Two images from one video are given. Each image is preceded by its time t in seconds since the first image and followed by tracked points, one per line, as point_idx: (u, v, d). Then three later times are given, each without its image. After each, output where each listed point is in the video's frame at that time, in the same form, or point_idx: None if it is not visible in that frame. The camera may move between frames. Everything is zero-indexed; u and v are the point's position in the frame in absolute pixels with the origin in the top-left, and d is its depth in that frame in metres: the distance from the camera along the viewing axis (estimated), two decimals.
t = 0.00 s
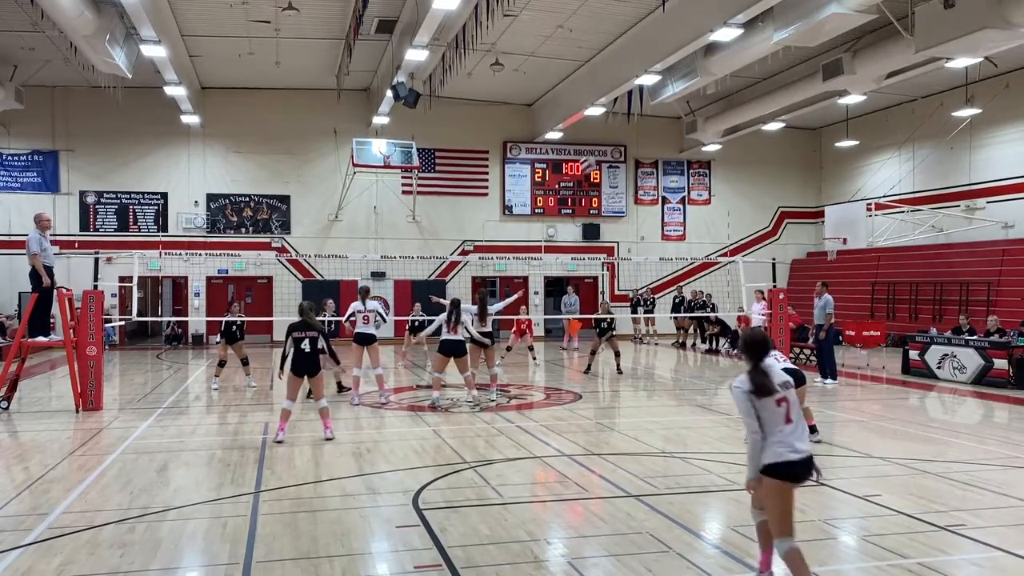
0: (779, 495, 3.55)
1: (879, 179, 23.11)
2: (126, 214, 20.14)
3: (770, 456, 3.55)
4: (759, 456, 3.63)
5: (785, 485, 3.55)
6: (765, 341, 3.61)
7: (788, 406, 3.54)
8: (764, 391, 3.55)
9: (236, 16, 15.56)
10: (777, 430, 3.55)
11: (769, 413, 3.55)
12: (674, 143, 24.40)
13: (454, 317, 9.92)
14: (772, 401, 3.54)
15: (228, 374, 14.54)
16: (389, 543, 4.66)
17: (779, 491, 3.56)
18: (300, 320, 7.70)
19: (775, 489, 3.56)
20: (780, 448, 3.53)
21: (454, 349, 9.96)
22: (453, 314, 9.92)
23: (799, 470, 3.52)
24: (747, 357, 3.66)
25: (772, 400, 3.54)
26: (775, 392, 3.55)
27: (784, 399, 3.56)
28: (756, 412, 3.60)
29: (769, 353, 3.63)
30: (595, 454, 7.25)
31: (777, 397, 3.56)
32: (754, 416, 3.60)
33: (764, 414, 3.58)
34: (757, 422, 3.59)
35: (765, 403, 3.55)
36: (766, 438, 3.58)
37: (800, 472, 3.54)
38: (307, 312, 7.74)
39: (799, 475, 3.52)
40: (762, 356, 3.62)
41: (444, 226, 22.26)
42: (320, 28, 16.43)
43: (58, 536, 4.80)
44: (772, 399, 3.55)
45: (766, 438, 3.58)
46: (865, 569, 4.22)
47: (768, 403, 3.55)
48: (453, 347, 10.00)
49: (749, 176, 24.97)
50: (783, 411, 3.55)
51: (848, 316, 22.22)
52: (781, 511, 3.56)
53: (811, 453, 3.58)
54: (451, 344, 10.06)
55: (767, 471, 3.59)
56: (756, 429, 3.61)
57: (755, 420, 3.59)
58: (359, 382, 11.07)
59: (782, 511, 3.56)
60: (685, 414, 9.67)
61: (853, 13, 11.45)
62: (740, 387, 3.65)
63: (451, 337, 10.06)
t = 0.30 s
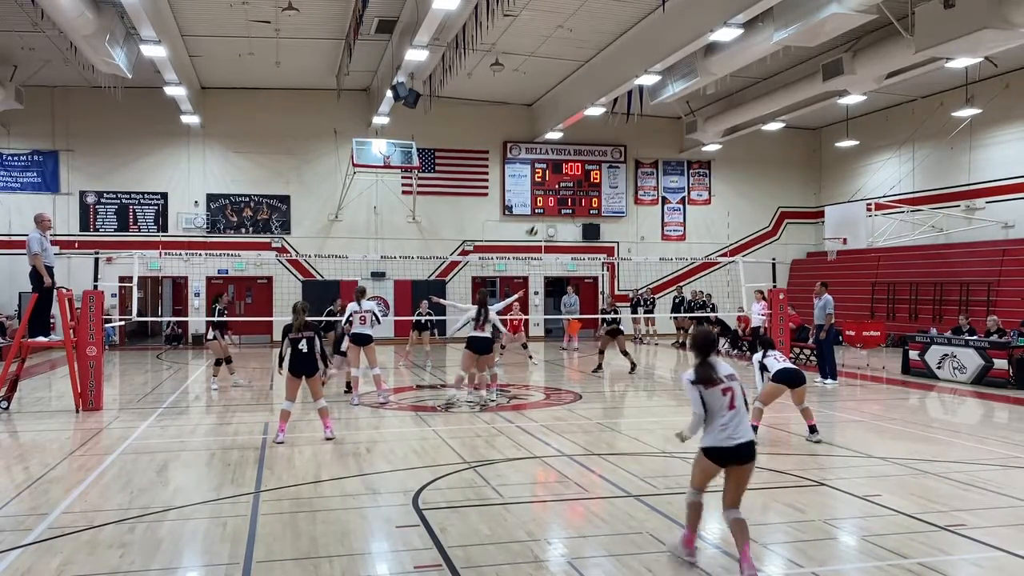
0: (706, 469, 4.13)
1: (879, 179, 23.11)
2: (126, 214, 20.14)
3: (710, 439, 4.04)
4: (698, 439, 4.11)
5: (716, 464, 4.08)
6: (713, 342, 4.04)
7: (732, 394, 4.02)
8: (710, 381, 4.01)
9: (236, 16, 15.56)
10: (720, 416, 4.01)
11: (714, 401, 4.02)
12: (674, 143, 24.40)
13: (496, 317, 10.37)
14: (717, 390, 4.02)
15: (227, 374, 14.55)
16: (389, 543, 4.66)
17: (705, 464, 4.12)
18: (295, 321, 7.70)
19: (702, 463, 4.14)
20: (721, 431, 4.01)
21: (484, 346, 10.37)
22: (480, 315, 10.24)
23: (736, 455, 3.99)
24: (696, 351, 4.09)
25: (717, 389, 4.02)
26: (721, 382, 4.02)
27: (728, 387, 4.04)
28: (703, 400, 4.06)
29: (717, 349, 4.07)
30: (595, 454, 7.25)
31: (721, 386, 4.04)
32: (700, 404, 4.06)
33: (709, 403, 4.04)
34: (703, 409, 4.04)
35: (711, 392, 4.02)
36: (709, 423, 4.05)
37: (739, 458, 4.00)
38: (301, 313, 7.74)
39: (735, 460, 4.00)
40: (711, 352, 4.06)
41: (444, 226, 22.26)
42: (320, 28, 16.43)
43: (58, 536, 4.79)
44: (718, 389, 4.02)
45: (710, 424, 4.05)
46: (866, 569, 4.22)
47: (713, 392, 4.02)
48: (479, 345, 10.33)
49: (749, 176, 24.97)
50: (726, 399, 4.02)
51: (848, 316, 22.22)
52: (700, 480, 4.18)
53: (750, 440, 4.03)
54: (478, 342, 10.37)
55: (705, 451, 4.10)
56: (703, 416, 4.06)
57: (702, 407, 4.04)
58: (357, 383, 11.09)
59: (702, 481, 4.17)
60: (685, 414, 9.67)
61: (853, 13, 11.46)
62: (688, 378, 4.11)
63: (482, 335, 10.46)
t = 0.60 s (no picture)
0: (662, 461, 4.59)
1: (879, 179, 23.12)
2: (126, 214, 20.14)
3: (663, 431, 4.59)
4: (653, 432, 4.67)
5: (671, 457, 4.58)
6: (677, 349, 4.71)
7: (685, 394, 4.61)
8: (667, 381, 4.66)
9: (236, 16, 15.57)
10: (674, 411, 4.60)
11: (669, 397, 4.64)
12: (674, 143, 24.40)
13: (522, 319, 10.10)
14: (672, 388, 4.63)
15: (227, 374, 14.55)
16: (389, 543, 4.66)
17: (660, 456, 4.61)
18: (295, 320, 7.65)
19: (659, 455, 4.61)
20: (673, 426, 4.57)
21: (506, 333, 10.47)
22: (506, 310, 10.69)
23: (685, 448, 4.52)
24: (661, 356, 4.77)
25: (672, 388, 4.64)
26: (676, 382, 4.65)
27: (682, 387, 4.65)
28: (658, 398, 4.70)
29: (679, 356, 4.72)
30: (595, 454, 7.24)
31: (676, 386, 4.65)
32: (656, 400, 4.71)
33: (663, 400, 4.66)
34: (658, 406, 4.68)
35: (666, 390, 4.65)
36: (663, 416, 4.65)
37: (689, 451, 4.54)
38: (302, 313, 7.70)
39: (686, 452, 4.54)
40: (674, 359, 4.71)
41: (444, 226, 22.26)
42: (320, 28, 16.43)
43: (57, 537, 4.79)
44: (672, 387, 4.64)
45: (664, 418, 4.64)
46: (866, 569, 4.22)
47: (668, 390, 4.65)
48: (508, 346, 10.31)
49: (749, 176, 24.97)
50: (679, 397, 4.62)
51: (848, 316, 22.22)
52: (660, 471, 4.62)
53: (700, 437, 4.57)
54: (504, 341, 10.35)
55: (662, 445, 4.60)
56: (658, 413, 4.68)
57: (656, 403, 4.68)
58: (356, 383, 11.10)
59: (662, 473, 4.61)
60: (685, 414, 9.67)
61: (853, 13, 11.45)
62: (650, 379, 4.79)
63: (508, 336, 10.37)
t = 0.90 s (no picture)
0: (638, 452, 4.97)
1: (879, 179, 23.12)
2: (126, 214, 20.14)
3: (650, 430, 4.90)
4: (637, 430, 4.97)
5: (653, 452, 4.93)
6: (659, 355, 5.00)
7: (669, 396, 4.91)
8: (652, 385, 4.93)
9: (236, 16, 15.57)
10: (660, 413, 4.90)
11: (654, 400, 4.92)
12: (674, 143, 24.40)
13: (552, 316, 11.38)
14: (657, 391, 4.91)
15: (227, 374, 14.54)
16: (389, 543, 4.66)
17: (641, 449, 4.96)
18: (317, 322, 7.68)
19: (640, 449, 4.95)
20: (659, 426, 4.88)
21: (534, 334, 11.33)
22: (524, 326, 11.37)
23: (670, 445, 4.87)
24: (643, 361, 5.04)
25: (657, 391, 4.92)
26: (661, 386, 4.93)
27: (665, 390, 4.95)
28: (643, 400, 4.97)
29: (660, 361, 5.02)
30: (595, 454, 7.25)
31: (661, 389, 4.95)
32: (640, 402, 4.99)
33: (649, 403, 4.94)
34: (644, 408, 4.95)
35: (651, 393, 4.93)
36: (648, 417, 4.94)
37: (673, 448, 4.88)
38: (327, 315, 7.71)
39: (670, 449, 4.89)
40: (655, 364, 5.00)
41: (444, 226, 22.26)
42: (320, 28, 16.43)
43: (58, 537, 4.79)
44: (657, 390, 4.93)
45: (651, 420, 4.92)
46: (866, 569, 4.22)
47: (654, 393, 4.93)
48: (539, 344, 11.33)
49: (749, 176, 24.97)
50: (664, 399, 4.91)
51: (848, 316, 22.22)
52: (632, 461, 4.98)
53: (683, 435, 4.91)
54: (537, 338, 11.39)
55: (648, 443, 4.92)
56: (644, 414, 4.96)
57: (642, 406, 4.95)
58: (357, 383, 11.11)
59: (632, 462, 4.98)
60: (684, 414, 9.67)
61: (853, 13, 11.45)
62: (634, 383, 5.06)
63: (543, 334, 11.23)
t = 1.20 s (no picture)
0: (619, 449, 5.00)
1: (879, 179, 23.12)
2: (126, 214, 20.14)
3: (626, 423, 4.99)
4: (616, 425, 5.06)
5: (632, 446, 4.99)
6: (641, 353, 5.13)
7: (646, 390, 5.00)
8: (631, 380, 5.05)
9: (236, 16, 15.57)
10: (637, 407, 4.99)
11: (632, 394, 5.03)
12: (674, 143, 24.41)
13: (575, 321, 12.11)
14: (635, 385, 5.02)
15: (227, 374, 14.55)
16: (390, 543, 4.66)
17: (621, 444, 5.01)
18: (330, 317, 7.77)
19: (620, 443, 5.01)
20: (635, 419, 4.96)
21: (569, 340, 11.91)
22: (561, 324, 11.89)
23: (647, 437, 4.93)
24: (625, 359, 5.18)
25: (635, 386, 5.03)
26: (639, 380, 5.04)
27: (645, 385, 5.04)
28: (623, 396, 5.08)
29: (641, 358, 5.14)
30: (595, 454, 7.25)
31: (639, 384, 5.04)
32: (620, 398, 5.10)
33: (628, 397, 5.04)
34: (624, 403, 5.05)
35: (630, 388, 5.03)
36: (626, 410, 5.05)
37: (650, 440, 4.94)
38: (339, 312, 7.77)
39: (647, 441, 4.94)
40: (637, 362, 5.13)
41: (444, 226, 22.26)
42: (320, 28, 16.44)
43: (58, 537, 4.80)
44: (635, 385, 5.03)
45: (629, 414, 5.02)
46: (866, 569, 4.22)
47: (631, 388, 5.03)
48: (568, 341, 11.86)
49: (748, 176, 24.97)
50: (641, 394, 5.01)
51: (847, 316, 22.22)
52: (613, 458, 5.02)
53: (660, 428, 4.97)
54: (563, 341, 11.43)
55: (625, 435, 4.99)
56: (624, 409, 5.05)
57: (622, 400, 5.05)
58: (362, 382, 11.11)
59: (615, 459, 5.01)
60: (684, 414, 9.68)
61: (853, 13, 11.45)
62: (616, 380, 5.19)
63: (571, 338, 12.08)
